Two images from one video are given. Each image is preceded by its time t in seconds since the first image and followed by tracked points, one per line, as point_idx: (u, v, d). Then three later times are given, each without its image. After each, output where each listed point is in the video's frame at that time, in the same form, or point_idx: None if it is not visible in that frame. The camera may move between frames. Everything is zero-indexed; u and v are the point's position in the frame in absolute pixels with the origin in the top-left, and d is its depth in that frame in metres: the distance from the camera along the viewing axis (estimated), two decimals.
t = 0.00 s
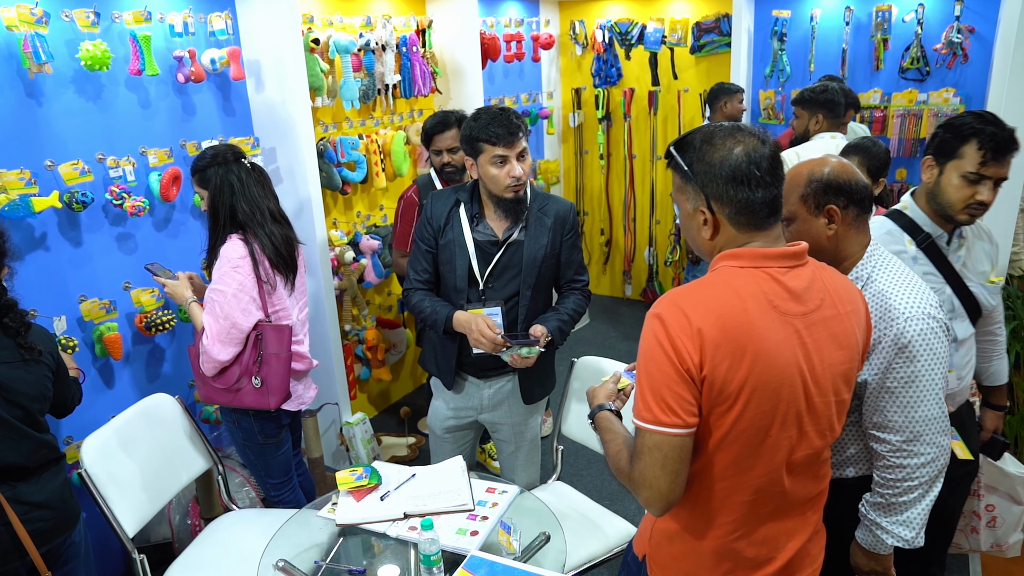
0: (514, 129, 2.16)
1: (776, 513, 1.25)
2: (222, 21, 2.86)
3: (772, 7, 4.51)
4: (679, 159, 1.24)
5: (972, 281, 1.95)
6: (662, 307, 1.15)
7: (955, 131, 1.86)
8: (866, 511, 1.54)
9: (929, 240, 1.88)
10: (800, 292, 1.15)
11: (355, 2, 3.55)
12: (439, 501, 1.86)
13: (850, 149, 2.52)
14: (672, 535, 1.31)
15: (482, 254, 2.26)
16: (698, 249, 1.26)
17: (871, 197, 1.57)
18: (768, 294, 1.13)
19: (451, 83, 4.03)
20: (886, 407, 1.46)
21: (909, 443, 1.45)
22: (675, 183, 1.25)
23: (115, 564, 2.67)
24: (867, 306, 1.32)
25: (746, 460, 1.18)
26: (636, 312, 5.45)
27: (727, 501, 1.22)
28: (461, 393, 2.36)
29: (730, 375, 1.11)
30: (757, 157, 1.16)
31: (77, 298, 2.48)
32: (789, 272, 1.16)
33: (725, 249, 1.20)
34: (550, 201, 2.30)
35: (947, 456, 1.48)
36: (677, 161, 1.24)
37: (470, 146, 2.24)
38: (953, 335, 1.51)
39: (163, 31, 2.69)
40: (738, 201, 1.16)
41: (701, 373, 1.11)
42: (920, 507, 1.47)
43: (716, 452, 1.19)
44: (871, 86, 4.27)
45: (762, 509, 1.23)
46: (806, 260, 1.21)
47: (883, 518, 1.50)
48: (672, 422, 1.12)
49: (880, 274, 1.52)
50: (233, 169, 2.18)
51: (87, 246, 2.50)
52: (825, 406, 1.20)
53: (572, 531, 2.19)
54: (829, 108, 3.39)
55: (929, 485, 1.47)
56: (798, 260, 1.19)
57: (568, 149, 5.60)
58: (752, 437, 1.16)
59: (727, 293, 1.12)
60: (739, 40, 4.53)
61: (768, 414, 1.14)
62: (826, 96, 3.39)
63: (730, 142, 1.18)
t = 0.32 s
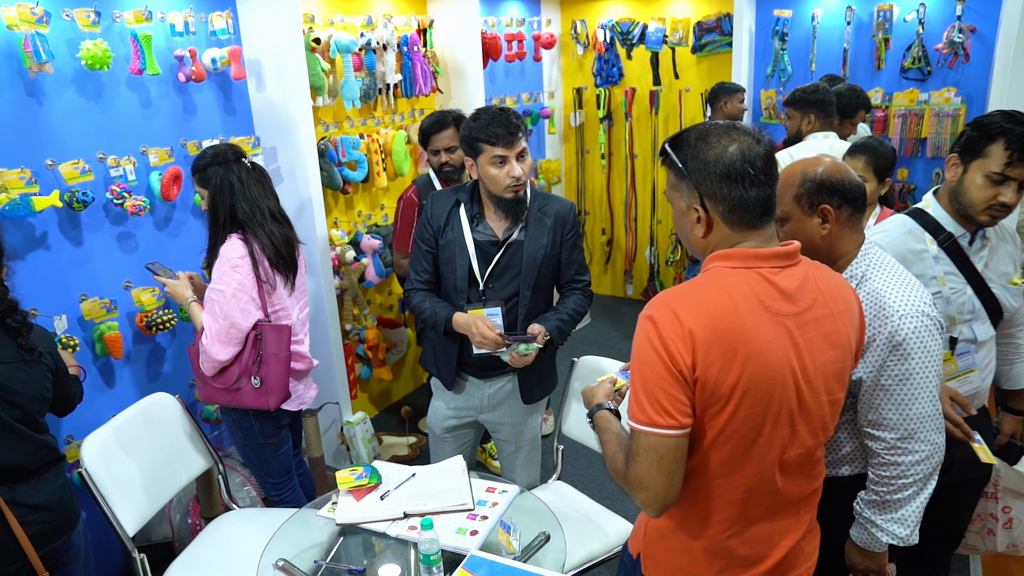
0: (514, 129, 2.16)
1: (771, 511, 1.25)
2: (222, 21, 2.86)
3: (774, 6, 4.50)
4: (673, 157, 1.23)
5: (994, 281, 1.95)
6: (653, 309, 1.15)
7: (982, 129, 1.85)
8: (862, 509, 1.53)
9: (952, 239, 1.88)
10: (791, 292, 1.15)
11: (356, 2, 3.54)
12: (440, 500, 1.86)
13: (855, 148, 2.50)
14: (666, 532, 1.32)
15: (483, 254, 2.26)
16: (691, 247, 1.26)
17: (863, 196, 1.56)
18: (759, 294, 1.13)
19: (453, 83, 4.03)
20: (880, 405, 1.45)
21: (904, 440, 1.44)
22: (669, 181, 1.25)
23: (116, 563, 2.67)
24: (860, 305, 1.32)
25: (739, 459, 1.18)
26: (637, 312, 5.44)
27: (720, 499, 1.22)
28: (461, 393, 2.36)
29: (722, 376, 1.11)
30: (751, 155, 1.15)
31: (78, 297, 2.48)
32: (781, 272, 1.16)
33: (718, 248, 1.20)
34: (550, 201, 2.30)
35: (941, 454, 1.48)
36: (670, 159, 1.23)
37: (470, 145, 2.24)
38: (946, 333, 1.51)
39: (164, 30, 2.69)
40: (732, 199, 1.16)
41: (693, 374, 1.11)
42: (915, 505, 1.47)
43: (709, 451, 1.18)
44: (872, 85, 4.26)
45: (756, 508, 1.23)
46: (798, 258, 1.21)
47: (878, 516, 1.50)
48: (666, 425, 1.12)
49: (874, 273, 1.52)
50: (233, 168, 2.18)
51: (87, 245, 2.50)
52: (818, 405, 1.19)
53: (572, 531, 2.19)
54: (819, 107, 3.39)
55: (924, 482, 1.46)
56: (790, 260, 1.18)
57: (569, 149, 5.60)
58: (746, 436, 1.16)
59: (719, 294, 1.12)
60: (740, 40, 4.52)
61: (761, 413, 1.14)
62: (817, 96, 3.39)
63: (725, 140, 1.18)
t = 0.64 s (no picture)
0: (513, 128, 2.15)
1: (764, 509, 1.25)
2: (223, 20, 2.85)
3: (775, 6, 4.49)
4: (666, 153, 1.23)
5: (1013, 285, 1.92)
6: (643, 308, 1.15)
7: (1008, 129, 1.78)
8: (854, 506, 1.53)
9: (970, 240, 1.86)
10: (781, 290, 1.15)
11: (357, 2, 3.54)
12: (441, 499, 1.86)
13: (862, 148, 2.47)
14: (660, 530, 1.32)
15: (483, 254, 2.26)
16: (683, 243, 1.26)
17: (855, 196, 1.55)
18: (748, 293, 1.13)
19: (454, 82, 4.03)
20: (874, 401, 1.46)
21: (897, 437, 1.45)
22: (661, 177, 1.25)
23: (117, 562, 2.68)
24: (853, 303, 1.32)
25: (731, 457, 1.18)
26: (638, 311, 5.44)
27: (713, 497, 1.22)
28: (461, 393, 2.36)
29: (711, 375, 1.11)
30: (743, 152, 1.15)
31: (78, 296, 2.48)
32: (771, 271, 1.16)
33: (709, 246, 1.20)
34: (550, 200, 2.30)
35: (934, 451, 1.48)
36: (663, 155, 1.23)
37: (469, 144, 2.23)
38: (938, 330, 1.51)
39: (165, 29, 2.69)
40: (723, 195, 1.15)
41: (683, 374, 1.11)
42: (908, 502, 1.47)
43: (701, 449, 1.18)
44: (873, 85, 4.25)
45: (749, 506, 1.23)
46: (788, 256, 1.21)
47: (871, 512, 1.50)
48: (657, 424, 1.12)
49: (868, 271, 1.52)
50: (233, 168, 2.18)
51: (88, 244, 2.51)
52: (809, 402, 1.19)
53: (571, 531, 2.18)
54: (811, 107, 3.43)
55: (917, 478, 1.47)
56: (780, 258, 1.18)
57: (570, 148, 5.59)
58: (737, 434, 1.16)
59: (707, 294, 1.12)
60: (742, 40, 4.52)
61: (751, 412, 1.14)
62: (807, 96, 3.46)
63: (717, 137, 1.18)
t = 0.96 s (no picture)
0: (511, 128, 2.15)
1: (755, 507, 1.24)
2: (224, 19, 2.85)
3: (777, 6, 4.49)
4: (657, 151, 1.23)
5: None
6: (632, 308, 1.15)
7: None
8: (846, 502, 1.54)
9: (988, 243, 1.78)
10: (769, 289, 1.15)
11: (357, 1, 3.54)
12: (441, 499, 1.86)
13: (871, 148, 2.43)
14: (652, 528, 1.31)
15: (482, 253, 2.26)
16: (673, 241, 1.26)
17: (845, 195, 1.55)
18: (736, 291, 1.13)
19: (455, 82, 4.02)
20: (865, 398, 1.46)
21: (888, 433, 1.45)
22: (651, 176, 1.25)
23: (117, 561, 2.68)
24: (844, 300, 1.32)
25: (721, 455, 1.17)
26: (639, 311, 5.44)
27: (703, 495, 1.21)
28: (461, 393, 2.36)
29: (699, 374, 1.11)
30: (734, 151, 1.15)
31: (78, 295, 2.48)
32: (759, 269, 1.16)
33: (698, 245, 1.20)
34: (550, 199, 2.29)
35: (925, 447, 1.48)
36: (654, 152, 1.23)
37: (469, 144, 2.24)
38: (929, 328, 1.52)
39: (165, 29, 2.69)
40: (713, 194, 1.15)
41: (670, 372, 1.11)
42: (899, 498, 1.47)
43: (691, 447, 1.18)
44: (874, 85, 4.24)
45: (740, 504, 1.22)
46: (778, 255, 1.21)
47: (863, 509, 1.50)
48: (644, 422, 1.12)
49: (860, 270, 1.52)
50: (233, 168, 2.18)
51: (88, 244, 2.51)
52: (799, 401, 1.19)
53: (571, 531, 2.18)
54: (801, 107, 3.48)
55: (908, 475, 1.47)
56: (769, 257, 1.18)
57: (572, 148, 5.59)
58: (726, 432, 1.15)
59: (695, 293, 1.12)
60: (743, 39, 4.52)
61: (740, 410, 1.14)
62: (798, 96, 3.47)
63: (708, 136, 1.17)
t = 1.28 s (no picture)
0: (510, 128, 2.15)
1: (746, 506, 1.24)
2: (225, 19, 2.85)
3: (778, 6, 4.50)
4: (643, 152, 1.23)
5: None
6: (621, 308, 1.15)
7: None
8: (838, 498, 1.56)
9: (1004, 248, 1.75)
10: (758, 289, 1.15)
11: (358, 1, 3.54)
12: (441, 499, 1.86)
13: (879, 149, 2.42)
14: (644, 527, 1.31)
15: (482, 253, 2.26)
16: (663, 242, 1.26)
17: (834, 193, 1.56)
18: (725, 291, 1.13)
19: (456, 81, 4.03)
20: (856, 394, 1.48)
21: (879, 429, 1.47)
22: (639, 177, 1.25)
23: (118, 560, 2.69)
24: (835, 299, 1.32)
25: (711, 453, 1.17)
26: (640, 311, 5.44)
27: (694, 494, 1.21)
28: (461, 392, 2.36)
29: (687, 374, 1.11)
30: (721, 148, 1.16)
31: (79, 295, 2.49)
32: (748, 268, 1.16)
33: (687, 245, 1.20)
34: (550, 200, 2.29)
35: (914, 442, 1.51)
36: (641, 152, 1.23)
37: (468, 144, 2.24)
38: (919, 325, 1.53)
39: (166, 28, 2.70)
40: (702, 190, 1.15)
41: (659, 373, 1.11)
42: (889, 493, 1.50)
43: (681, 447, 1.18)
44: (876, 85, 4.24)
45: (732, 503, 1.22)
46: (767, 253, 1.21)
47: (854, 504, 1.53)
48: (634, 423, 1.12)
49: (852, 266, 1.53)
50: (233, 167, 2.19)
51: (89, 243, 2.51)
52: (789, 400, 1.19)
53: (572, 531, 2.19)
54: (793, 106, 3.47)
55: (898, 470, 1.50)
56: (758, 256, 1.18)
57: (573, 148, 5.58)
58: (716, 431, 1.15)
59: (684, 294, 1.12)
60: (745, 39, 4.52)
61: (730, 409, 1.14)
62: (787, 96, 3.47)
63: (695, 134, 1.18)
